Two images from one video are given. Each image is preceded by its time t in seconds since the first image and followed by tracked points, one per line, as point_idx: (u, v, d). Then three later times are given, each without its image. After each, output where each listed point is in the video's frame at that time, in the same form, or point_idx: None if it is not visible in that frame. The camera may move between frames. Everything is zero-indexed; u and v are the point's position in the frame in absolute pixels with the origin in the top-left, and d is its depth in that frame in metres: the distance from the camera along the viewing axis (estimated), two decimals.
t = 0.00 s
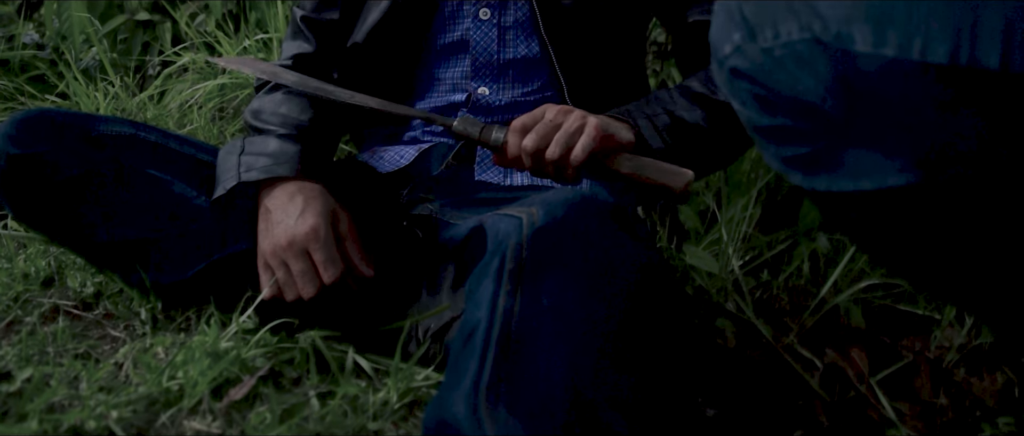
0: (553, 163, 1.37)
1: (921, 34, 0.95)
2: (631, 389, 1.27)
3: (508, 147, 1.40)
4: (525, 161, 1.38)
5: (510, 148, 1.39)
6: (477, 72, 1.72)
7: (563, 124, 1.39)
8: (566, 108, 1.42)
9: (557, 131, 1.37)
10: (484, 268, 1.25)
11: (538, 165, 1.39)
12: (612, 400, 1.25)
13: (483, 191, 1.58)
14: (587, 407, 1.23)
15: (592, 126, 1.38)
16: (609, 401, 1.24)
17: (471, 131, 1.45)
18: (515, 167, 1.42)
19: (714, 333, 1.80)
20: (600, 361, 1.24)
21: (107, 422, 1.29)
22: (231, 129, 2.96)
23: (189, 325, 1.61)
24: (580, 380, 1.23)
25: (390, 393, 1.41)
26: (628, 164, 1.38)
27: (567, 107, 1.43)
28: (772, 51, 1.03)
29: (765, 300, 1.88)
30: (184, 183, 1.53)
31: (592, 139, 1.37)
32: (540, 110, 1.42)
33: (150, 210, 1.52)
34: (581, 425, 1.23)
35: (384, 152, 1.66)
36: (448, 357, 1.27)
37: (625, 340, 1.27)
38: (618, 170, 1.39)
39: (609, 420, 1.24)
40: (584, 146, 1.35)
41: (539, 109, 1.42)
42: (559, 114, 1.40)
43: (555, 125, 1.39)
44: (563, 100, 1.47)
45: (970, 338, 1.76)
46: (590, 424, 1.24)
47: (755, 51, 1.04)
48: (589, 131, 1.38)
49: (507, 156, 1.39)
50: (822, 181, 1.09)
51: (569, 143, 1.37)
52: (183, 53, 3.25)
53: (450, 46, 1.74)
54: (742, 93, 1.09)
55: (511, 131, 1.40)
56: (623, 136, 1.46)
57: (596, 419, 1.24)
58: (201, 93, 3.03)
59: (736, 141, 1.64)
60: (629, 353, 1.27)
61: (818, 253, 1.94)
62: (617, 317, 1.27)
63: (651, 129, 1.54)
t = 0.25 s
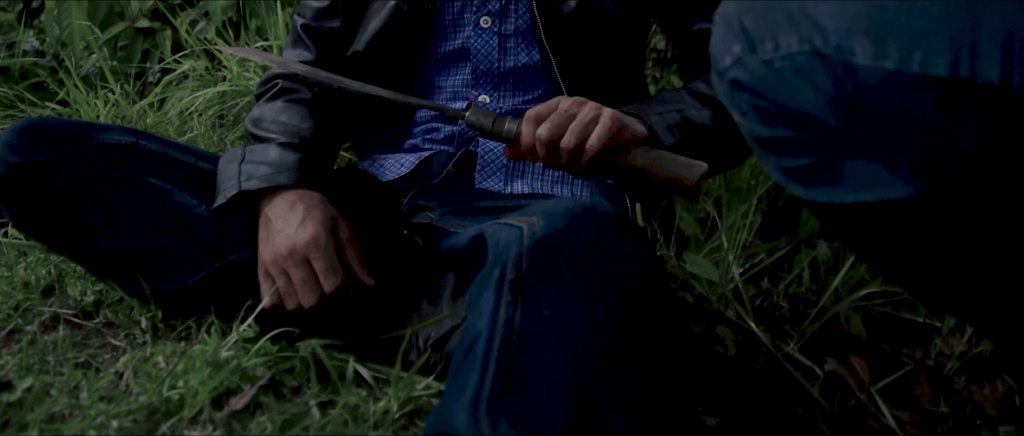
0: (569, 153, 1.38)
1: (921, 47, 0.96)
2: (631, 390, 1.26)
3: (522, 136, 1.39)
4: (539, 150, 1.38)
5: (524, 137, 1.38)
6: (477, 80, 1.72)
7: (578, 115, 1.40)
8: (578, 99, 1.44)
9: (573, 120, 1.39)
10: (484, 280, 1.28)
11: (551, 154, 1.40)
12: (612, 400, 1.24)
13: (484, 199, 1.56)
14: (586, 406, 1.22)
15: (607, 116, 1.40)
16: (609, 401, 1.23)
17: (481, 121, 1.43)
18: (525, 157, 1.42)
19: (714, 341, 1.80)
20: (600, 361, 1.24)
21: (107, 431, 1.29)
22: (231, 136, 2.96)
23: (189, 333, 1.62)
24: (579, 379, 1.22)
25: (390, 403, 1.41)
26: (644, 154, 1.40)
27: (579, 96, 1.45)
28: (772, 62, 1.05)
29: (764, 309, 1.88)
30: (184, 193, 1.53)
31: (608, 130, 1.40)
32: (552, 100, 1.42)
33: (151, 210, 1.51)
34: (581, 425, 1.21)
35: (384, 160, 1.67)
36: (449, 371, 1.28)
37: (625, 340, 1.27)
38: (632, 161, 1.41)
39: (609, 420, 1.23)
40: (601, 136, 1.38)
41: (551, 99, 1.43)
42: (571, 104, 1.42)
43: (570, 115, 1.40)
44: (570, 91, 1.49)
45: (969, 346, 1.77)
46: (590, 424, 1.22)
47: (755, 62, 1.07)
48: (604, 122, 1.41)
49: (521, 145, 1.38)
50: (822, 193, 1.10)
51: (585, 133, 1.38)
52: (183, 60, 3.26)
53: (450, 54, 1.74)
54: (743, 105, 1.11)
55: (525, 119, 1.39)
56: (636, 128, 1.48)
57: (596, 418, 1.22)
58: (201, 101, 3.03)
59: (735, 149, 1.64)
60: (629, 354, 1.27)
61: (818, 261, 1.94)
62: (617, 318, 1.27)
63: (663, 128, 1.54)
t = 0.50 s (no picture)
0: (583, 143, 1.44)
1: (921, 62, 0.97)
2: (631, 390, 1.27)
3: (537, 127, 1.46)
4: (554, 141, 1.44)
5: (539, 128, 1.45)
6: (478, 88, 1.72)
7: (594, 106, 1.45)
8: (595, 90, 1.48)
9: (587, 111, 1.44)
10: (484, 292, 1.28)
11: (567, 144, 1.46)
12: (612, 400, 1.25)
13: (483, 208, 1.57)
14: (586, 406, 1.23)
15: (624, 106, 1.45)
16: (609, 401, 1.24)
17: (497, 113, 1.49)
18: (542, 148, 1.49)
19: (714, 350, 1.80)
20: (600, 361, 1.24)
21: None
22: (232, 143, 2.96)
23: (189, 342, 1.62)
24: (579, 379, 1.23)
25: (390, 412, 1.41)
26: (658, 146, 1.47)
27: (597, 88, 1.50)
28: (772, 76, 1.05)
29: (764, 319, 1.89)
30: (184, 200, 1.53)
31: (622, 120, 1.44)
32: (569, 92, 1.48)
33: (152, 212, 1.52)
34: (582, 426, 1.22)
35: (384, 168, 1.67)
36: (449, 383, 1.29)
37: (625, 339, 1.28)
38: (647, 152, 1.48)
39: (609, 421, 1.24)
40: (615, 126, 1.43)
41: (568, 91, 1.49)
42: (588, 95, 1.47)
43: (586, 106, 1.46)
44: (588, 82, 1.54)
45: (969, 356, 1.77)
46: (590, 424, 1.23)
47: (755, 75, 1.07)
48: (619, 113, 1.45)
49: (536, 136, 1.46)
50: (823, 206, 1.08)
51: (599, 123, 1.43)
52: (184, 66, 3.26)
53: (451, 63, 1.75)
54: (742, 119, 1.11)
55: (540, 111, 1.46)
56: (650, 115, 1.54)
57: (596, 420, 1.23)
58: (201, 107, 3.04)
59: (735, 159, 1.65)
60: (629, 353, 1.28)
61: (818, 269, 1.94)
62: (617, 318, 1.27)
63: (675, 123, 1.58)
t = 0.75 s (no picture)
0: (598, 137, 1.44)
1: (918, 83, 0.98)
2: (631, 390, 1.28)
3: (550, 123, 1.45)
4: (568, 136, 1.44)
5: (552, 124, 1.45)
6: (478, 100, 1.72)
7: (606, 102, 1.46)
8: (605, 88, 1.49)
9: (601, 107, 1.44)
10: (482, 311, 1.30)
11: (580, 140, 1.45)
12: (613, 400, 1.26)
13: (481, 223, 1.58)
14: (586, 405, 1.25)
15: (636, 102, 1.45)
16: (609, 401, 1.26)
17: (509, 112, 1.50)
18: (553, 145, 1.48)
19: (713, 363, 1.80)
20: (600, 361, 1.27)
21: None
22: (232, 153, 2.96)
23: (188, 355, 1.62)
24: (579, 380, 1.25)
25: (388, 427, 1.41)
26: (672, 141, 1.50)
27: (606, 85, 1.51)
28: (771, 96, 1.05)
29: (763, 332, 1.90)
30: (184, 213, 1.53)
31: (637, 115, 1.45)
32: (580, 90, 1.48)
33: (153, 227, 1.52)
34: (582, 426, 1.24)
35: (384, 180, 1.66)
36: (449, 399, 1.30)
37: (625, 339, 1.30)
38: (660, 147, 1.50)
39: (609, 420, 1.25)
40: (630, 120, 1.43)
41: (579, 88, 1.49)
42: (600, 92, 1.47)
43: (598, 102, 1.46)
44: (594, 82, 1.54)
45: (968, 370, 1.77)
46: (591, 423, 1.25)
47: (752, 96, 1.06)
48: (633, 108, 1.45)
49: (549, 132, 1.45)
50: (819, 226, 1.08)
51: (614, 118, 1.44)
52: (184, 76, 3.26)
53: (450, 75, 1.76)
54: (739, 139, 1.10)
55: (552, 108, 1.45)
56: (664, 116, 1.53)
57: (596, 420, 1.25)
58: (201, 117, 3.04)
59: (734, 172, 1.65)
60: (629, 353, 1.30)
61: (817, 282, 1.95)
62: (616, 317, 1.30)
63: (688, 121, 1.62)
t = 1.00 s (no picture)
0: (611, 140, 1.45)
1: (915, 112, 0.97)
2: (631, 390, 1.31)
3: (562, 126, 1.47)
4: (580, 138, 1.45)
5: (564, 126, 1.47)
6: (478, 118, 1.71)
7: (618, 105, 1.48)
8: (616, 92, 1.51)
9: (613, 109, 1.46)
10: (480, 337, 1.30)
11: (592, 143, 1.47)
12: (612, 400, 1.29)
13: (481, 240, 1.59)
14: (586, 406, 1.27)
15: (648, 105, 1.48)
16: (609, 401, 1.29)
17: (519, 116, 1.53)
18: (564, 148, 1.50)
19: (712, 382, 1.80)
20: (600, 361, 1.29)
21: None
22: (231, 169, 2.96)
23: (187, 375, 1.61)
24: (579, 380, 1.27)
25: None
26: (683, 143, 1.47)
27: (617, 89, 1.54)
28: (767, 123, 1.05)
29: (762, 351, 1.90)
30: (182, 231, 1.54)
31: (648, 118, 1.47)
32: (590, 93, 1.50)
33: (153, 248, 1.52)
34: (582, 426, 1.26)
35: (383, 198, 1.66)
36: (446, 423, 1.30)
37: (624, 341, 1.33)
38: (672, 150, 1.48)
39: (609, 421, 1.28)
40: (642, 123, 1.45)
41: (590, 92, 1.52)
42: (610, 95, 1.49)
43: (609, 105, 1.48)
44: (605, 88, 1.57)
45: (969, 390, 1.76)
46: (591, 423, 1.27)
47: (749, 123, 1.06)
48: (644, 111, 1.48)
49: (561, 134, 1.47)
50: (818, 253, 1.08)
51: (626, 121, 1.46)
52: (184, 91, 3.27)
53: (450, 93, 1.77)
54: (735, 164, 1.10)
55: (564, 111, 1.47)
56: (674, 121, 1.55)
57: (597, 421, 1.27)
58: (201, 132, 3.04)
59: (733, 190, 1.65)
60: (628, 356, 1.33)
61: (818, 300, 1.94)
62: (616, 319, 1.34)
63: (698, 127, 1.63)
